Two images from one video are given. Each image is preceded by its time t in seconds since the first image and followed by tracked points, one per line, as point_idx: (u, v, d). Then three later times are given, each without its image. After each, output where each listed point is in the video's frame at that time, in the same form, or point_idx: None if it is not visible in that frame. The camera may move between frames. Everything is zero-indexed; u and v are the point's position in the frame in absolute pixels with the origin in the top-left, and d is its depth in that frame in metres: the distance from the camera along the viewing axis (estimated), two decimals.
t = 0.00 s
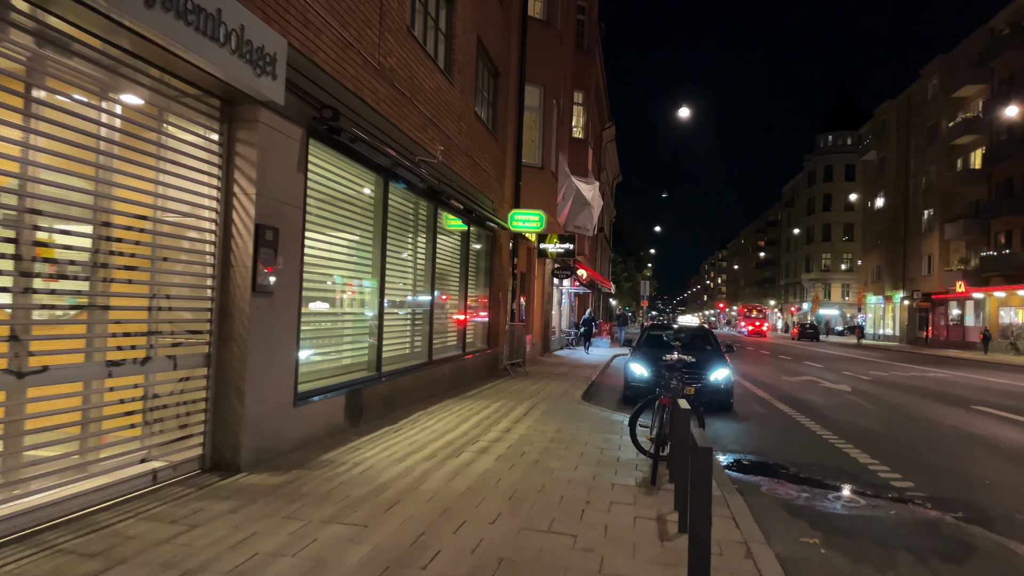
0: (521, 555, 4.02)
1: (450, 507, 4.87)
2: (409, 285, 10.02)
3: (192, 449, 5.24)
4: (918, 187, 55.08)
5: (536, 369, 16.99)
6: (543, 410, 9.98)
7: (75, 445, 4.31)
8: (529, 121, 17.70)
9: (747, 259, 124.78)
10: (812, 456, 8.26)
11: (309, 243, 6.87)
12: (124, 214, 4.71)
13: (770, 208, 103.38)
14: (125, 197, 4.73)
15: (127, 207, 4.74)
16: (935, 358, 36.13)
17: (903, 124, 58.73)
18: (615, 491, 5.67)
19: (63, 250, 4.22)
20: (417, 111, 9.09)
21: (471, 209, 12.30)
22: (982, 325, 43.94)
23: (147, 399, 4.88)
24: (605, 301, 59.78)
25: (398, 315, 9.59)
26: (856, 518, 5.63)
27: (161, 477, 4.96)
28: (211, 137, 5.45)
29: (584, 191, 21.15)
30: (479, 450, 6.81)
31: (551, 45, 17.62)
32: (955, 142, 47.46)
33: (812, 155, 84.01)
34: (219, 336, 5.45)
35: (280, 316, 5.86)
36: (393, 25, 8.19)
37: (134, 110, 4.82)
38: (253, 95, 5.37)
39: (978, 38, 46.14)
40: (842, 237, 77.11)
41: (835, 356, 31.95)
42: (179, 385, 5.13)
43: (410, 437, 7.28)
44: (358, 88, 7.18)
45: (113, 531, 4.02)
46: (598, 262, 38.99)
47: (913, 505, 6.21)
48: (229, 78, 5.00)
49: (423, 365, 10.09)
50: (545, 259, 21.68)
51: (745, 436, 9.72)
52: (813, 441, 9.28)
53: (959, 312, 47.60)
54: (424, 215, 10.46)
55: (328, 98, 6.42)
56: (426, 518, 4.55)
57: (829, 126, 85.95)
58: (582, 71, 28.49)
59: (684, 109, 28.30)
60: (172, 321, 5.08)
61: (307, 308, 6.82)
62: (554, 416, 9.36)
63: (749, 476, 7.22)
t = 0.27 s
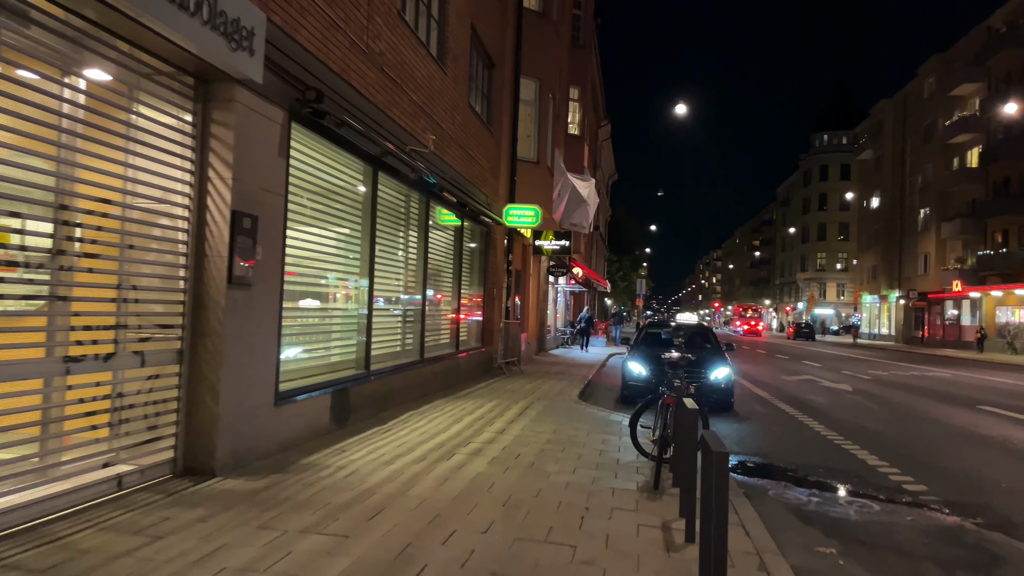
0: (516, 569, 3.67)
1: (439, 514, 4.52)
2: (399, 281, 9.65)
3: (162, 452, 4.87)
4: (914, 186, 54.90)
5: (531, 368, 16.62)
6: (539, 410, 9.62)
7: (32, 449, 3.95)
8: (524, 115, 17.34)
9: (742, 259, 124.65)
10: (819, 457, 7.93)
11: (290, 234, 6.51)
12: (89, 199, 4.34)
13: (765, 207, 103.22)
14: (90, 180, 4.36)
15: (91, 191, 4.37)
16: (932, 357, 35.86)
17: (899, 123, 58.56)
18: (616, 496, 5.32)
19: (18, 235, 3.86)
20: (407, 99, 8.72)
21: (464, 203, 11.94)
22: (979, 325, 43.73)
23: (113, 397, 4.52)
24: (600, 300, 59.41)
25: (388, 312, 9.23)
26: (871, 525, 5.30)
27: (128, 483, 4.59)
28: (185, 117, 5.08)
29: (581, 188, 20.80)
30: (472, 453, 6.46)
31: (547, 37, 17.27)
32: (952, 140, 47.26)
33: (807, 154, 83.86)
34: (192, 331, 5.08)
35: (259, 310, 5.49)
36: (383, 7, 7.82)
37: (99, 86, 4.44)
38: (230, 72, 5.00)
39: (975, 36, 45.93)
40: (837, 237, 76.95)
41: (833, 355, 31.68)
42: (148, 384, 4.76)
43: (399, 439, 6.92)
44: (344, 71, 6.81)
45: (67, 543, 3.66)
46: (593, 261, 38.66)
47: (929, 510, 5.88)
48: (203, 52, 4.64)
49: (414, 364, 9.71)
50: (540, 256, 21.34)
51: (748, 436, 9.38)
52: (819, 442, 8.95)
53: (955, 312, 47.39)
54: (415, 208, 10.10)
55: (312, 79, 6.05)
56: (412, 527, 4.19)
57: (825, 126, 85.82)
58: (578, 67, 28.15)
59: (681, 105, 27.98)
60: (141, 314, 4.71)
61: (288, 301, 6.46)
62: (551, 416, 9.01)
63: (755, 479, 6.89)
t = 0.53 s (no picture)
0: None
1: (427, 538, 4.17)
2: (388, 282, 9.26)
3: (125, 468, 4.49)
4: (909, 186, 54.76)
5: (525, 371, 16.27)
6: (533, 416, 9.26)
7: None
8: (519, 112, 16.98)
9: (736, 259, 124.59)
10: (826, 465, 7.60)
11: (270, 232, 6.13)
12: (46, 196, 3.95)
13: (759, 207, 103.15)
14: (49, 173, 3.98)
15: (51, 186, 3.98)
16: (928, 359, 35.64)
17: (894, 123, 58.43)
18: (618, 514, 4.96)
19: None
20: (397, 92, 8.34)
21: (457, 201, 11.58)
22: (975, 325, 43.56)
23: (75, 411, 4.14)
24: (594, 300, 59.04)
25: (376, 314, 8.84)
26: (888, 545, 4.96)
27: (88, 503, 4.21)
28: (153, 106, 4.69)
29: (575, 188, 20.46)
30: (463, 465, 6.10)
31: (542, 33, 16.90)
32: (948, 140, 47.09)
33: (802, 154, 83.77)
34: (162, 337, 4.70)
35: (235, 314, 5.12)
36: None
37: (59, 72, 4.05)
38: (203, 59, 4.62)
39: (971, 36, 45.75)
40: (831, 237, 76.85)
41: (829, 357, 31.41)
42: (112, 395, 4.38)
43: (386, 450, 6.55)
44: (328, 60, 6.43)
45: None
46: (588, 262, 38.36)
47: (947, 527, 5.55)
48: (174, 36, 4.25)
49: (404, 368, 9.34)
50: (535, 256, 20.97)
51: (751, 444, 9.04)
52: (825, 450, 8.63)
53: (951, 312, 47.24)
54: (406, 206, 9.72)
55: (292, 68, 5.68)
56: (396, 555, 3.84)
57: (819, 126, 85.74)
58: (573, 65, 27.81)
59: (676, 104, 27.68)
60: (104, 320, 4.33)
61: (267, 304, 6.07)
62: (547, 423, 8.65)
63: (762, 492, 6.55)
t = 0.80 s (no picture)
0: None
1: (416, 552, 3.81)
2: (377, 278, 8.87)
3: (87, 476, 4.13)
4: (904, 184, 54.62)
5: (519, 370, 15.91)
6: (529, 417, 8.91)
7: None
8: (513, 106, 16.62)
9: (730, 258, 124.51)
10: (834, 468, 7.28)
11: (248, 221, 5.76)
12: None
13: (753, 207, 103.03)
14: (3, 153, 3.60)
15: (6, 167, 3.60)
16: (924, 357, 35.43)
17: (889, 121, 58.31)
18: (621, 523, 4.61)
19: None
20: (386, 78, 7.97)
21: (450, 195, 11.22)
22: (970, 325, 43.42)
23: (33, 415, 3.77)
24: (588, 299, 58.67)
25: (365, 312, 8.46)
26: (910, 556, 4.64)
27: (44, 515, 3.84)
28: (120, 83, 4.32)
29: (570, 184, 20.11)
30: (455, 470, 5.74)
31: (536, 24, 16.55)
32: (943, 139, 46.92)
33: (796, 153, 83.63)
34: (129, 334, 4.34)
35: (210, 309, 4.76)
36: None
37: (15, 40, 3.67)
38: (175, 32, 4.26)
39: (966, 34, 45.59)
40: (825, 236, 76.75)
41: (825, 355, 31.17)
42: (73, 397, 4.01)
43: (374, 454, 6.18)
44: (312, 40, 6.06)
45: None
46: (582, 260, 38.00)
47: (969, 536, 5.23)
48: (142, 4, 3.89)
49: (395, 367, 8.98)
50: (529, 253, 20.61)
51: (755, 445, 8.71)
52: (832, 451, 8.31)
53: (946, 311, 47.10)
54: (397, 200, 9.35)
55: (273, 46, 5.32)
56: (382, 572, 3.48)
57: (813, 125, 85.65)
58: (567, 59, 27.46)
59: (671, 100, 27.36)
60: (64, 315, 3.96)
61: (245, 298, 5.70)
62: (543, 424, 8.29)
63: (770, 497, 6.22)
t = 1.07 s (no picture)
0: None
1: None
2: (366, 281, 8.48)
3: (42, 501, 3.76)
4: (899, 184, 54.48)
5: (514, 373, 15.53)
6: (525, 424, 8.54)
7: None
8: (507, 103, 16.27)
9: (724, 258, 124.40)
10: (845, 479, 6.96)
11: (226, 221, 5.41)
12: None
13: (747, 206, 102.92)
14: None
15: None
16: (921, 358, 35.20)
17: (884, 121, 58.16)
18: (627, 547, 4.26)
19: None
20: (375, 72, 7.62)
21: (444, 194, 10.85)
22: (966, 325, 43.24)
23: None
24: (583, 299, 58.22)
25: (353, 316, 8.07)
26: None
27: None
28: (81, 69, 3.95)
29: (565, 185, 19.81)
30: (448, 486, 5.39)
31: (531, 20, 16.20)
32: (939, 138, 46.75)
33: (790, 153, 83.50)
34: (91, 344, 3.97)
35: (181, 316, 4.39)
36: None
37: None
38: (142, 14, 3.89)
39: (961, 33, 45.43)
40: (819, 236, 76.63)
41: (821, 356, 30.90)
42: (27, 415, 3.64)
43: (360, 468, 5.80)
44: (294, 29, 5.71)
45: None
46: (577, 260, 37.66)
47: (994, 557, 4.91)
48: None
49: (385, 373, 8.61)
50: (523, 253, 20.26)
51: (761, 453, 8.38)
52: (841, 460, 7.98)
53: (941, 312, 46.95)
54: (387, 198, 8.97)
55: (251, 33, 4.95)
56: None
57: (807, 124, 85.55)
58: (562, 57, 27.13)
59: (667, 99, 27.03)
60: (15, 324, 3.58)
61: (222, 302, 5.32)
62: (540, 433, 7.93)
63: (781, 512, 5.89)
